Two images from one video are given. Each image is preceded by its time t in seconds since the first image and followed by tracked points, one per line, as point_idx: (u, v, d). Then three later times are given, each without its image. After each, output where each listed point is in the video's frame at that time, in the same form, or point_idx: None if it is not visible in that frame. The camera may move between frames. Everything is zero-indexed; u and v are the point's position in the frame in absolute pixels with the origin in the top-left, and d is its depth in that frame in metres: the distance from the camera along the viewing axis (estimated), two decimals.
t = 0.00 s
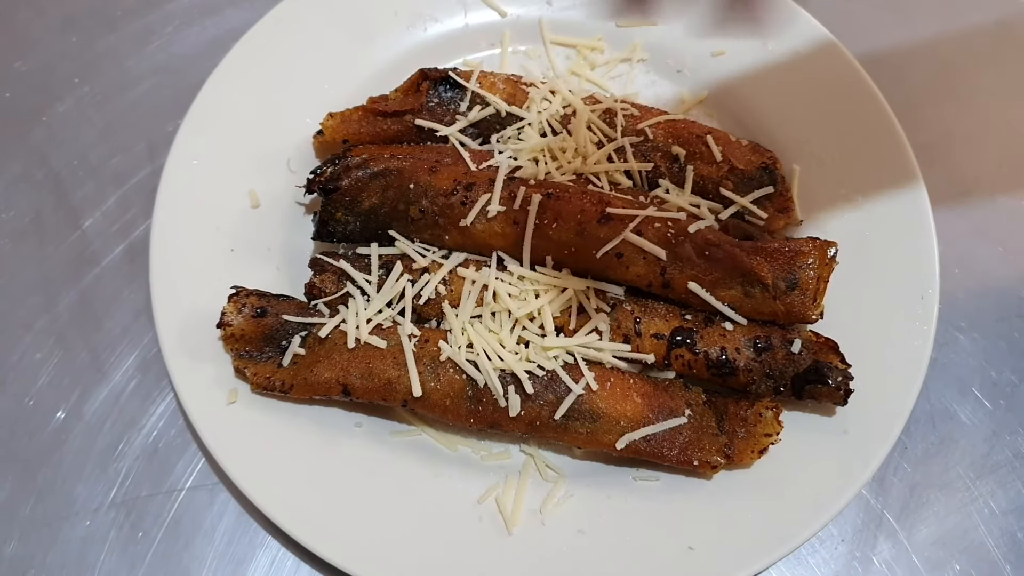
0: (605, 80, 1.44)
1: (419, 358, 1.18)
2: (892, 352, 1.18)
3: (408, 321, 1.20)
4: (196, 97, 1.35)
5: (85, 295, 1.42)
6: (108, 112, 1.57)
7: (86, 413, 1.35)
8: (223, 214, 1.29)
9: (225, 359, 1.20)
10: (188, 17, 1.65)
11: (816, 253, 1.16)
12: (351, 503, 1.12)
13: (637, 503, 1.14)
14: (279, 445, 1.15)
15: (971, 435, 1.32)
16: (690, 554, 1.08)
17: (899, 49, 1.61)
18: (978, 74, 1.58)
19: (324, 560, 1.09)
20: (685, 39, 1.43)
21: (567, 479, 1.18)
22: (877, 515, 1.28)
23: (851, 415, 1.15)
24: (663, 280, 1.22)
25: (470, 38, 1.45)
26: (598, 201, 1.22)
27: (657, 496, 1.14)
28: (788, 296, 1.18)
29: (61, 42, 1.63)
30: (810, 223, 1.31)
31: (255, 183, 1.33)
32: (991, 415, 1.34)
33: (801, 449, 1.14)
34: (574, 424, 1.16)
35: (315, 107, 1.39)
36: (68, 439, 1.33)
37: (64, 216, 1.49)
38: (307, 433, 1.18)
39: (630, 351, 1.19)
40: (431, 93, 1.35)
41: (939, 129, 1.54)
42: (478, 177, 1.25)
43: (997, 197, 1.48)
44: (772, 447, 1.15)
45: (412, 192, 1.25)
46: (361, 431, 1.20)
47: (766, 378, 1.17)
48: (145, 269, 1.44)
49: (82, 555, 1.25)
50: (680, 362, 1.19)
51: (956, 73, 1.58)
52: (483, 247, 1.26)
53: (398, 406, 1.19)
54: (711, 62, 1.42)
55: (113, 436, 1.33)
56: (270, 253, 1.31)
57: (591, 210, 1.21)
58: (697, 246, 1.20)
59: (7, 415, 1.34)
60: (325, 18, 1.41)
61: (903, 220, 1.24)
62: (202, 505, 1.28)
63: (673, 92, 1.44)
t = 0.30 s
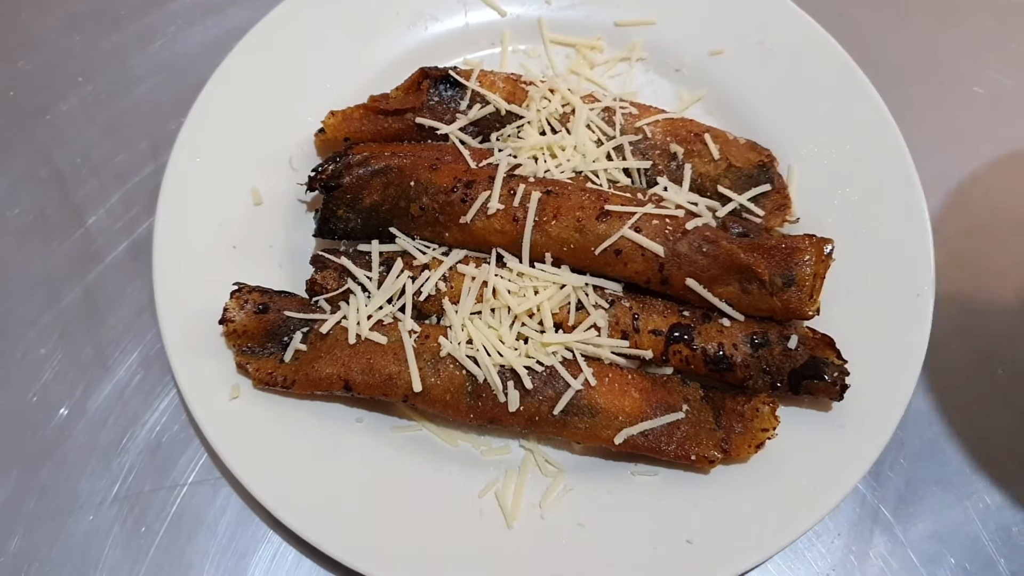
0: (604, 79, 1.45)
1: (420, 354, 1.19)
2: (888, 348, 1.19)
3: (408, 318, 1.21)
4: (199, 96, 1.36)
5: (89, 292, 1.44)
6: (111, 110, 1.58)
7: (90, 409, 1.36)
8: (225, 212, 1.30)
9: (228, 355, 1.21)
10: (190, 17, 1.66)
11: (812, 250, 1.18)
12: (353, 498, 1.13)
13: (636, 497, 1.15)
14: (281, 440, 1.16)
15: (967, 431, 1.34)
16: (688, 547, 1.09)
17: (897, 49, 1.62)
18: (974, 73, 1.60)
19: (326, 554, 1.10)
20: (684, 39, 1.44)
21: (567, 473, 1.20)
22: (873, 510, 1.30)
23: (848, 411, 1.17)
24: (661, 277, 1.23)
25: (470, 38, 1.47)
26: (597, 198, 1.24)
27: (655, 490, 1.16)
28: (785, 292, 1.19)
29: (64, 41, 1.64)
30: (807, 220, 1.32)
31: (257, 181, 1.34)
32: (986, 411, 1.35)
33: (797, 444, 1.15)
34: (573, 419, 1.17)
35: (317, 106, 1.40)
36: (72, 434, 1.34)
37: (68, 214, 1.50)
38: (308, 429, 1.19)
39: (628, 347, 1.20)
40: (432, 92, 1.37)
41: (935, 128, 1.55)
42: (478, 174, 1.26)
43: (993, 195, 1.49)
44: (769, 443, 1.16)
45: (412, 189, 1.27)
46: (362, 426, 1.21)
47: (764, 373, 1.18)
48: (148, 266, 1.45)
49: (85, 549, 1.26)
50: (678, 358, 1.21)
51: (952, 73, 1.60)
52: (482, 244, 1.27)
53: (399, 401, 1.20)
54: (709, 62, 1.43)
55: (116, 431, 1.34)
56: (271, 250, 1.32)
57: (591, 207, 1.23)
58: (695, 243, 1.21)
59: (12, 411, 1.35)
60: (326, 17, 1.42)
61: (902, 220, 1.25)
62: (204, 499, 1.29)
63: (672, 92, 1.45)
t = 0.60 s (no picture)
0: (603, 78, 1.46)
1: (421, 350, 1.20)
2: (885, 344, 1.20)
3: (410, 314, 1.22)
4: (201, 94, 1.37)
5: (92, 289, 1.45)
6: (114, 109, 1.60)
7: (93, 405, 1.37)
8: (228, 209, 1.31)
9: (231, 351, 1.22)
10: (193, 16, 1.67)
11: (810, 247, 1.19)
12: (355, 492, 1.14)
13: (635, 492, 1.16)
14: (283, 435, 1.17)
15: (964, 427, 1.35)
16: (687, 541, 1.10)
17: (895, 49, 1.63)
18: (971, 72, 1.61)
19: (328, 547, 1.11)
20: (683, 37, 1.45)
21: (567, 468, 1.21)
22: (871, 505, 1.31)
23: (846, 406, 1.18)
24: (660, 274, 1.24)
25: (471, 37, 1.48)
26: (597, 196, 1.25)
27: (654, 485, 1.17)
28: (783, 289, 1.20)
29: (68, 41, 1.65)
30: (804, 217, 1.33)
31: (259, 179, 1.35)
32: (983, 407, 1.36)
33: (796, 440, 1.17)
34: (573, 415, 1.18)
35: (319, 105, 1.41)
36: (75, 431, 1.35)
37: (71, 211, 1.51)
38: (311, 424, 1.20)
39: (627, 343, 1.21)
40: (433, 91, 1.37)
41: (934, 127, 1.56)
42: (478, 172, 1.27)
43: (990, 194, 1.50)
44: (767, 438, 1.17)
45: (414, 187, 1.28)
46: (364, 422, 1.22)
47: (762, 369, 1.19)
48: (151, 263, 1.46)
49: (89, 545, 1.27)
50: (677, 354, 1.21)
51: (949, 73, 1.61)
52: (482, 241, 1.28)
53: (400, 397, 1.21)
54: (708, 61, 1.44)
55: (120, 427, 1.35)
56: (273, 248, 1.33)
57: (590, 204, 1.24)
58: (694, 240, 1.22)
59: (16, 407, 1.37)
60: (328, 17, 1.43)
61: (900, 213, 1.26)
62: (207, 494, 1.30)
63: (671, 91, 1.47)
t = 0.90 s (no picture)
0: (603, 78, 1.46)
1: (421, 348, 1.21)
2: (884, 343, 1.20)
3: (410, 313, 1.23)
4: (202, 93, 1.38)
5: (94, 288, 1.45)
6: (116, 108, 1.60)
7: (95, 404, 1.37)
8: (229, 208, 1.32)
9: (232, 350, 1.22)
10: (194, 16, 1.68)
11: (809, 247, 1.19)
12: (355, 490, 1.14)
13: (634, 490, 1.17)
14: (284, 433, 1.18)
15: (961, 425, 1.35)
16: (686, 539, 1.11)
17: (895, 51, 1.64)
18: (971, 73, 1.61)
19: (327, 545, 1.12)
20: (682, 37, 1.46)
21: (567, 467, 1.21)
22: (869, 503, 1.31)
23: (845, 404, 1.18)
24: (660, 273, 1.24)
25: (471, 37, 1.48)
26: (597, 195, 1.25)
27: (654, 484, 1.17)
28: (782, 288, 1.20)
29: (70, 41, 1.66)
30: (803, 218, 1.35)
31: (260, 179, 1.35)
32: (982, 406, 1.36)
33: (794, 438, 1.17)
34: (573, 413, 1.18)
35: (320, 104, 1.42)
36: (77, 429, 1.35)
37: (73, 210, 1.52)
38: (312, 422, 1.20)
39: (627, 342, 1.22)
40: (434, 91, 1.38)
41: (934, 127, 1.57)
42: (478, 172, 1.28)
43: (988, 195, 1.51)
44: (766, 436, 1.18)
45: (414, 187, 1.28)
46: (365, 420, 1.23)
47: (761, 368, 1.20)
48: (152, 262, 1.46)
49: (91, 542, 1.28)
50: (676, 353, 1.22)
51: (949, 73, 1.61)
52: (482, 240, 1.29)
53: (401, 395, 1.21)
54: (708, 61, 1.44)
55: (121, 426, 1.36)
56: (274, 247, 1.34)
57: (590, 203, 1.24)
58: (693, 239, 1.22)
59: (19, 405, 1.37)
60: (329, 17, 1.44)
61: (895, 198, 1.27)
62: (209, 492, 1.30)
63: (670, 91, 1.47)
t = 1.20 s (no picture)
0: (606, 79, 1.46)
1: (423, 350, 1.20)
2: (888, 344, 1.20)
3: (413, 315, 1.23)
4: (205, 94, 1.38)
5: (96, 289, 1.45)
6: (118, 109, 1.60)
7: (96, 405, 1.37)
8: (231, 210, 1.31)
9: (234, 352, 1.22)
10: (196, 17, 1.68)
11: (812, 248, 1.19)
12: (357, 492, 1.14)
13: (637, 492, 1.16)
14: (285, 434, 1.17)
15: (963, 427, 1.35)
16: (688, 541, 1.10)
17: (895, 54, 1.64)
18: (972, 75, 1.61)
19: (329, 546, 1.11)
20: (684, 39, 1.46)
21: (569, 468, 1.21)
22: (872, 505, 1.31)
23: (848, 406, 1.18)
24: (663, 275, 1.25)
25: (473, 38, 1.47)
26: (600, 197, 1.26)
27: (656, 486, 1.17)
28: (785, 290, 1.20)
29: (72, 42, 1.66)
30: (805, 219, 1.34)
31: (262, 180, 1.35)
32: (986, 409, 1.36)
33: (797, 440, 1.17)
34: (575, 415, 1.18)
35: (323, 106, 1.42)
36: (79, 430, 1.35)
37: (75, 211, 1.52)
38: (314, 424, 1.20)
39: (629, 343, 1.22)
40: (436, 92, 1.38)
41: (936, 129, 1.57)
42: (480, 173, 1.28)
43: (990, 196, 1.51)
44: (769, 438, 1.17)
45: (417, 188, 1.28)
46: (368, 421, 1.23)
47: (763, 369, 1.20)
48: (154, 263, 1.46)
49: (93, 544, 1.27)
50: (679, 355, 1.22)
51: (950, 76, 1.61)
52: (484, 241, 1.28)
53: (403, 397, 1.21)
54: (710, 62, 1.44)
55: (123, 428, 1.35)
56: (276, 249, 1.34)
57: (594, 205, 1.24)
58: (696, 241, 1.23)
59: (20, 406, 1.37)
60: (332, 19, 1.44)
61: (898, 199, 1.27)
62: (211, 494, 1.30)
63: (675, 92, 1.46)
